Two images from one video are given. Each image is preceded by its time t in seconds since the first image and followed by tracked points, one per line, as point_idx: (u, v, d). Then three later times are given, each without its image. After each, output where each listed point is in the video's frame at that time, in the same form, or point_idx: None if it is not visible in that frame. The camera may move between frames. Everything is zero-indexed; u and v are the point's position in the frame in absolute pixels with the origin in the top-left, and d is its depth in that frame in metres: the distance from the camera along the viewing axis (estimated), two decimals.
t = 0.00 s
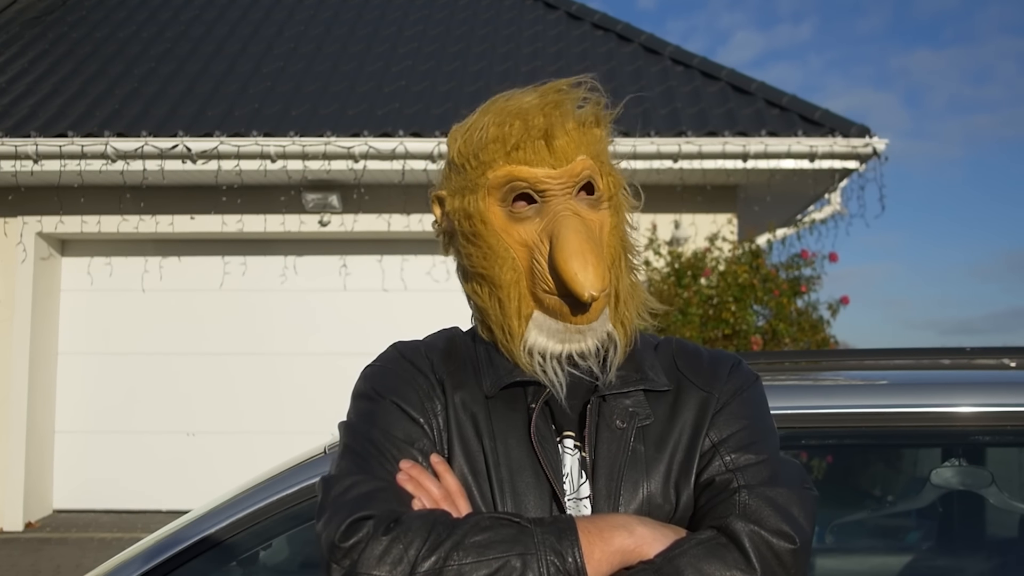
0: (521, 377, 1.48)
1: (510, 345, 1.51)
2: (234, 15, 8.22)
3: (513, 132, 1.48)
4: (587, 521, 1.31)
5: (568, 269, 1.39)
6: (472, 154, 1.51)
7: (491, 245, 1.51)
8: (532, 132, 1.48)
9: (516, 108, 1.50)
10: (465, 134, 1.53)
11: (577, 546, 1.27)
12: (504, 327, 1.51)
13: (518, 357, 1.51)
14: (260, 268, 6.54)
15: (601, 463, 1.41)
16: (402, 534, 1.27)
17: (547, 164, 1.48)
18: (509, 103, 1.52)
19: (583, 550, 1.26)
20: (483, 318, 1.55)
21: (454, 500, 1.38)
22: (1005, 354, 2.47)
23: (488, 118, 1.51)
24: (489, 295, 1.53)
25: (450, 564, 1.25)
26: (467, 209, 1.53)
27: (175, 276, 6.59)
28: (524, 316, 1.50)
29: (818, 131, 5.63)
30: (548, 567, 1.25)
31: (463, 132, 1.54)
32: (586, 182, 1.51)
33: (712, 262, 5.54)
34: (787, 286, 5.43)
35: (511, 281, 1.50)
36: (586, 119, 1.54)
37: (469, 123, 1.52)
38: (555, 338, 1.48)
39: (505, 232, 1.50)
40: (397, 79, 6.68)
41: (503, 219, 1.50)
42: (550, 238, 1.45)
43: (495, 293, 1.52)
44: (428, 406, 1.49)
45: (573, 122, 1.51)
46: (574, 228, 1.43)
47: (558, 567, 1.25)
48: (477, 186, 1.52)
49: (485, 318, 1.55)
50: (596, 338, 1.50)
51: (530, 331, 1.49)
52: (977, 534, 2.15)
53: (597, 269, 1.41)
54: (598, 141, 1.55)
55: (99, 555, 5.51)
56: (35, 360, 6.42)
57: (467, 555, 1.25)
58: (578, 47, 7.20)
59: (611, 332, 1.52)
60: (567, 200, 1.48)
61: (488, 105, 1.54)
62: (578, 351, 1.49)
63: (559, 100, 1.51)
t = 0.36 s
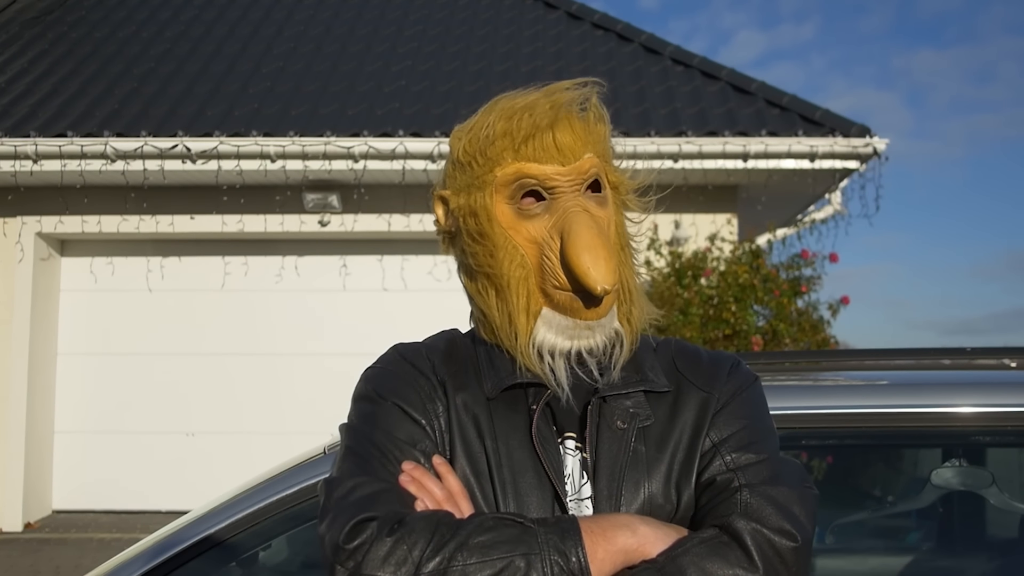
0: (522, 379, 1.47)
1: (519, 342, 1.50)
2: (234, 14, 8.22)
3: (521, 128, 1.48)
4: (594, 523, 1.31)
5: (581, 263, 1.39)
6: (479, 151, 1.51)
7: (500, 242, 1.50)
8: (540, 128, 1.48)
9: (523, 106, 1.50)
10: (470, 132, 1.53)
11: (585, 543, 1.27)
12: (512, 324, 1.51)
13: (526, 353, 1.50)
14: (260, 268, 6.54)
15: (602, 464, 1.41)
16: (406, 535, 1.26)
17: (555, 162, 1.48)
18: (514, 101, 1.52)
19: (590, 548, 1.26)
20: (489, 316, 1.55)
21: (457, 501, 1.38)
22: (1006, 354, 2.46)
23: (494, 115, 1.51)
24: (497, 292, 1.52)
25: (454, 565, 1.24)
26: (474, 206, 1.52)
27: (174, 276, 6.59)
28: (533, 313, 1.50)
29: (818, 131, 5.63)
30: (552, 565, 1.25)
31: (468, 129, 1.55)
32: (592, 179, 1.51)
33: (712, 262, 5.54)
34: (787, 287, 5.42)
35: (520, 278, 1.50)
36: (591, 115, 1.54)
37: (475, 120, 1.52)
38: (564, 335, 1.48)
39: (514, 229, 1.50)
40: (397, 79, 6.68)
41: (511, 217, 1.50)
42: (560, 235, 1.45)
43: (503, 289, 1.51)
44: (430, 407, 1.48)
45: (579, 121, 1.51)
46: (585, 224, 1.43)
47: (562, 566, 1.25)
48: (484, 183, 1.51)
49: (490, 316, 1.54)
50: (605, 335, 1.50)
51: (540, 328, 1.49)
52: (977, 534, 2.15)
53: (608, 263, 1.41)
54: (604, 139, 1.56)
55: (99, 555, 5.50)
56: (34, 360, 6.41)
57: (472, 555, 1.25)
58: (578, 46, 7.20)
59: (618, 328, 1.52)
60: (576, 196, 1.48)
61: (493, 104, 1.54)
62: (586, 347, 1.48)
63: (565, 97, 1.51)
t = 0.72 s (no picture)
0: (516, 381, 1.47)
1: (519, 343, 1.48)
2: (233, 14, 8.22)
3: (518, 129, 1.48)
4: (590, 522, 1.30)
5: (581, 260, 1.38)
6: (476, 153, 1.51)
7: (498, 243, 1.49)
8: (537, 129, 1.49)
9: (519, 108, 1.51)
10: (466, 135, 1.54)
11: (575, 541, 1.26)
12: (511, 324, 1.49)
13: (525, 354, 1.48)
14: (260, 268, 6.54)
15: (596, 464, 1.40)
16: (397, 534, 1.26)
17: (553, 162, 1.48)
18: (510, 103, 1.53)
19: (580, 547, 1.26)
20: (487, 319, 1.53)
21: (450, 501, 1.37)
22: (1006, 354, 2.45)
23: (491, 118, 1.52)
24: (496, 294, 1.51)
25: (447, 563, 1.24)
26: (472, 208, 1.52)
27: (174, 276, 6.58)
28: (532, 313, 1.48)
29: (819, 131, 5.62)
30: (543, 563, 1.24)
31: (465, 132, 1.55)
32: (589, 180, 1.51)
33: (713, 263, 5.53)
34: (788, 287, 5.41)
35: (519, 279, 1.48)
36: (586, 118, 1.55)
37: (471, 122, 1.52)
38: (563, 334, 1.46)
39: (512, 230, 1.49)
40: (396, 79, 6.67)
41: (509, 217, 1.49)
42: (560, 234, 1.44)
43: (502, 290, 1.50)
44: (424, 409, 1.48)
45: (575, 122, 1.52)
46: (585, 223, 1.42)
47: (553, 564, 1.24)
48: (482, 184, 1.51)
49: (488, 318, 1.53)
50: (603, 334, 1.48)
51: (539, 328, 1.47)
52: (978, 535, 2.14)
53: (609, 261, 1.40)
54: (599, 142, 1.56)
55: (98, 556, 5.49)
56: (33, 360, 6.40)
57: (462, 554, 1.24)
58: (578, 46, 7.19)
59: (616, 328, 1.50)
60: (574, 196, 1.48)
61: (489, 107, 1.54)
62: (586, 346, 1.46)
63: (560, 99, 1.52)
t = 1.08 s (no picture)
0: (507, 383, 1.47)
1: (511, 349, 1.46)
2: (233, 14, 8.21)
3: (511, 134, 1.47)
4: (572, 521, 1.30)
5: (573, 268, 1.37)
6: (468, 157, 1.50)
7: (491, 248, 1.48)
8: (529, 133, 1.47)
9: (512, 112, 1.50)
10: (459, 138, 1.53)
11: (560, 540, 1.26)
12: (502, 330, 1.48)
13: (516, 358, 1.46)
14: (260, 268, 6.53)
15: (585, 463, 1.40)
16: (383, 535, 1.26)
17: (545, 168, 1.47)
18: (503, 106, 1.52)
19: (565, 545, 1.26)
20: (479, 323, 1.52)
21: (441, 501, 1.37)
22: (1006, 355, 2.45)
23: (483, 121, 1.51)
24: (488, 299, 1.49)
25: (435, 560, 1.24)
26: (464, 213, 1.51)
27: (173, 276, 6.58)
28: (524, 318, 1.46)
29: (820, 131, 5.62)
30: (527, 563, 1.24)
31: (458, 136, 1.54)
32: (582, 185, 1.50)
33: (713, 263, 5.53)
34: (788, 287, 5.41)
35: (511, 284, 1.46)
36: (580, 122, 1.53)
37: (464, 126, 1.51)
38: (555, 340, 1.44)
39: (504, 235, 1.48)
40: (396, 79, 6.66)
41: (501, 223, 1.48)
42: (551, 240, 1.43)
43: (494, 296, 1.48)
44: (415, 411, 1.48)
45: (568, 127, 1.51)
46: (577, 230, 1.42)
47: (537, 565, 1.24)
48: (474, 189, 1.50)
49: (481, 323, 1.52)
50: (596, 339, 1.46)
51: (531, 333, 1.45)
52: (978, 536, 2.14)
53: (600, 269, 1.39)
54: (593, 146, 1.55)
55: (98, 556, 5.49)
56: (32, 359, 6.40)
57: (447, 555, 1.24)
58: (578, 46, 7.19)
59: (609, 333, 1.49)
60: (566, 202, 1.47)
61: (482, 110, 1.54)
62: (578, 352, 1.45)
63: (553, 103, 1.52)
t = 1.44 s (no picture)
0: (505, 384, 1.46)
1: (510, 348, 1.46)
2: (232, 14, 8.21)
3: (501, 135, 1.48)
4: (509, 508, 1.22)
5: (568, 263, 1.37)
6: (459, 160, 1.50)
7: (486, 249, 1.48)
8: (519, 134, 1.48)
9: (501, 114, 1.51)
10: (449, 142, 1.52)
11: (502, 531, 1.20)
12: (501, 329, 1.47)
13: (516, 358, 1.46)
14: (259, 268, 6.53)
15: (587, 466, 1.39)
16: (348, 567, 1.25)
17: (536, 166, 1.47)
18: (491, 111, 1.52)
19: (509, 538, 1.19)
20: (476, 325, 1.52)
21: (424, 502, 1.34)
22: (1007, 355, 2.44)
23: (473, 125, 1.51)
24: (486, 299, 1.49)
25: None
26: (457, 215, 1.50)
27: (172, 276, 6.57)
28: (523, 316, 1.46)
29: (820, 131, 5.61)
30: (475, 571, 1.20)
31: (447, 140, 1.54)
32: (574, 181, 1.50)
33: (713, 263, 5.52)
34: (789, 287, 5.40)
35: (508, 283, 1.46)
36: (569, 121, 1.54)
37: (454, 129, 1.51)
38: (555, 336, 1.44)
39: (499, 235, 1.48)
40: (395, 79, 6.66)
41: (495, 223, 1.48)
42: (546, 237, 1.43)
43: (492, 296, 1.48)
44: (402, 419, 1.48)
45: (558, 125, 1.51)
46: (571, 225, 1.41)
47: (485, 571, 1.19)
48: (466, 191, 1.50)
49: (478, 325, 1.51)
50: (595, 334, 1.46)
51: (530, 332, 1.45)
52: (979, 536, 2.13)
53: (596, 263, 1.39)
54: (583, 143, 1.56)
55: (97, 556, 5.48)
56: (31, 359, 6.39)
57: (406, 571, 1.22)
58: (578, 46, 7.18)
59: (607, 327, 1.49)
60: (559, 198, 1.47)
61: (471, 114, 1.54)
62: (578, 347, 1.45)
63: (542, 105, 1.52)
